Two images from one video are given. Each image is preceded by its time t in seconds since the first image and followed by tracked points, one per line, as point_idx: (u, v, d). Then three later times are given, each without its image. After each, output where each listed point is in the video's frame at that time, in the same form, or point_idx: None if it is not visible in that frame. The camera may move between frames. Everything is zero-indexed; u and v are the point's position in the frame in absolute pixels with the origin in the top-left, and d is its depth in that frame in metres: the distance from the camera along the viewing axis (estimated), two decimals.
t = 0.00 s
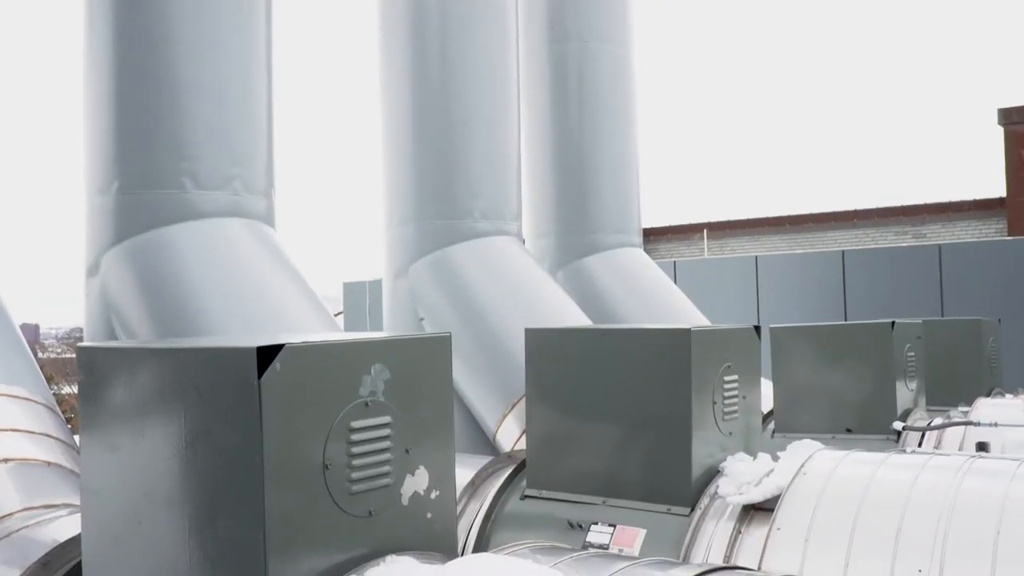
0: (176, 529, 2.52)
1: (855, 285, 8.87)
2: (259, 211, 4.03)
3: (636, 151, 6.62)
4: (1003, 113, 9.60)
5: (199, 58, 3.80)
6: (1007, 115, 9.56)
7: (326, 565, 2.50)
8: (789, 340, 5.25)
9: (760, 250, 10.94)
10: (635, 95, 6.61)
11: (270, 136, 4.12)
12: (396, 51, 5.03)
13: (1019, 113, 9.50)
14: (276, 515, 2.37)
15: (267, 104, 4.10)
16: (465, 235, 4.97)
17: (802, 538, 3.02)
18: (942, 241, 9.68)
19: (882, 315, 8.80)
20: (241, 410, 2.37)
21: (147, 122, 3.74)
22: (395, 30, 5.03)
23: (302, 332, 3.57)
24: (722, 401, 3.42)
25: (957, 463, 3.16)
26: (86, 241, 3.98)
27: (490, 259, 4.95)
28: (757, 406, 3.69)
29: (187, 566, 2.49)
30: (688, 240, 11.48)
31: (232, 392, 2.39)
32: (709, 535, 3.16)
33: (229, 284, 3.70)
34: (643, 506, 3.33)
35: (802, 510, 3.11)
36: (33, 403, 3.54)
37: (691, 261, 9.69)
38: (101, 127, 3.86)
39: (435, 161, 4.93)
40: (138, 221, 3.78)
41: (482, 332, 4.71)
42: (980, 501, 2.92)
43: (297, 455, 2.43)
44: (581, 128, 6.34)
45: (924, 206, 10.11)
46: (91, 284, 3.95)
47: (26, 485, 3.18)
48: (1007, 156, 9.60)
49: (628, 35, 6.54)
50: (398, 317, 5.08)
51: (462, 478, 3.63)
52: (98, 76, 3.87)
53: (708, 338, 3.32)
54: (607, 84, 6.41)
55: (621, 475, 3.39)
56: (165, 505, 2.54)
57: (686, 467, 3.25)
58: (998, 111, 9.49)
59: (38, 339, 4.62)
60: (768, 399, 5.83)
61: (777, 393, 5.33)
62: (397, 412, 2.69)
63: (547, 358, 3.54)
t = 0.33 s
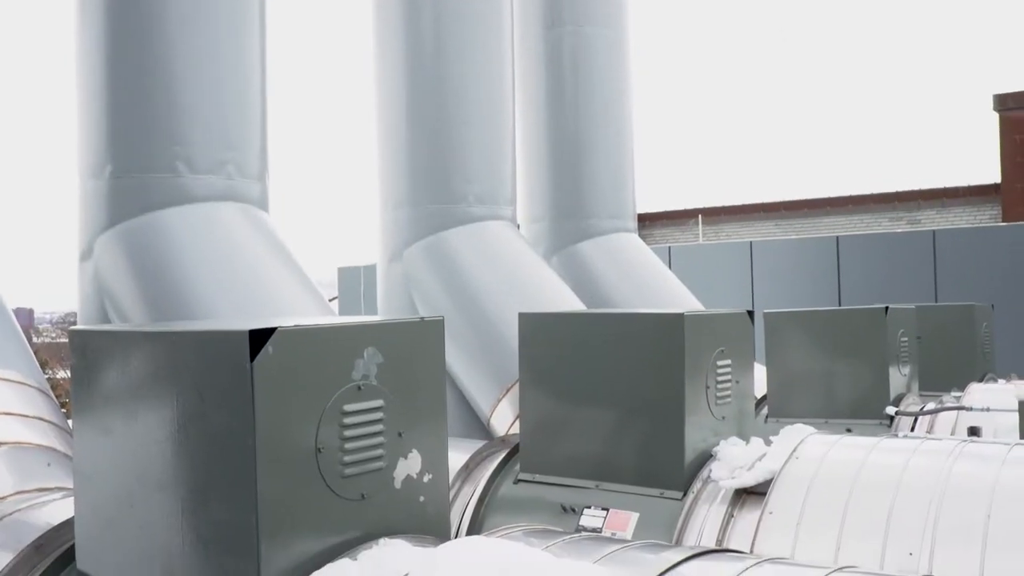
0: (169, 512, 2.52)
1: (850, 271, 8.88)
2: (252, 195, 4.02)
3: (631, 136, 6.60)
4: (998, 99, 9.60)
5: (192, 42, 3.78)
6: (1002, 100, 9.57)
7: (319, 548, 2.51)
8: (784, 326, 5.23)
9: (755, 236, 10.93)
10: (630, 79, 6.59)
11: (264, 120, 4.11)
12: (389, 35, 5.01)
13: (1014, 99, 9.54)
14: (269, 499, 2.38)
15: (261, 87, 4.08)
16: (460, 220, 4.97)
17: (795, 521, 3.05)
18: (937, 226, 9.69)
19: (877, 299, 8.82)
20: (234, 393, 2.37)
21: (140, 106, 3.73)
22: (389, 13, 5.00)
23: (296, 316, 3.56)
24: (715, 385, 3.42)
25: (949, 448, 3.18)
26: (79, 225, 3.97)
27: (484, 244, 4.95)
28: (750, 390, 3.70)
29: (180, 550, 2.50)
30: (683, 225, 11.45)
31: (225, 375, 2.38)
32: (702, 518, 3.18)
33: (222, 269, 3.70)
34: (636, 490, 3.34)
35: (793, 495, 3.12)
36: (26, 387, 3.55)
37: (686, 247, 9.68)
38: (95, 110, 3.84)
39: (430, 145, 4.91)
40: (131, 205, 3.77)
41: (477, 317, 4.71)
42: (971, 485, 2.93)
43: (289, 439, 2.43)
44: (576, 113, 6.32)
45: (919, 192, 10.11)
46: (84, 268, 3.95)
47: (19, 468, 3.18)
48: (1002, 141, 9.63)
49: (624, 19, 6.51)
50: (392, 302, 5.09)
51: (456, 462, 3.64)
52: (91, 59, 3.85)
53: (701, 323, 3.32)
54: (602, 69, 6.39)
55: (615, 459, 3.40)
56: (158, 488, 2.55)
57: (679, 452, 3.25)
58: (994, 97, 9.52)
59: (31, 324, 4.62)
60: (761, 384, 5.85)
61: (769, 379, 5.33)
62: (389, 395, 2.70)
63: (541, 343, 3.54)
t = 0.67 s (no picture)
0: (163, 498, 2.53)
1: (846, 256, 8.90)
2: (245, 181, 4.01)
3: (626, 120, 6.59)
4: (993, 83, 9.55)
5: (184, 27, 3.76)
6: (997, 85, 9.52)
7: (312, 533, 2.51)
8: (779, 311, 5.24)
9: (750, 222, 10.91)
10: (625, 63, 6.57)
11: (257, 105, 4.09)
12: (383, 19, 4.99)
13: (1009, 83, 9.48)
14: (262, 484, 2.38)
15: (255, 72, 4.06)
16: (454, 205, 4.96)
17: (788, 506, 3.06)
18: (932, 211, 9.69)
19: (872, 282, 8.84)
20: (227, 378, 2.37)
21: (132, 91, 3.71)
22: None
23: (291, 302, 3.56)
24: (709, 370, 3.42)
25: (941, 432, 3.19)
26: (72, 211, 3.96)
27: (479, 229, 4.94)
28: (744, 375, 3.71)
29: (175, 535, 2.50)
30: (678, 210, 11.41)
31: (217, 361, 2.38)
32: (696, 502, 3.18)
33: (217, 255, 3.70)
34: (630, 475, 3.35)
35: (787, 479, 3.13)
36: (21, 373, 3.55)
37: (681, 233, 9.68)
38: (87, 96, 3.82)
39: (423, 131, 4.90)
40: (124, 191, 3.76)
41: (471, 303, 4.71)
42: (963, 469, 2.94)
43: (282, 424, 2.43)
44: (570, 98, 6.31)
45: (914, 177, 10.12)
46: (77, 255, 3.94)
47: (15, 454, 3.19)
48: (997, 125, 9.63)
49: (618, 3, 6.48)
50: (387, 288, 5.09)
51: (450, 447, 3.64)
52: (83, 44, 3.84)
53: (694, 308, 3.32)
54: (597, 54, 6.36)
55: (609, 444, 3.40)
56: (152, 474, 2.55)
57: (673, 437, 3.26)
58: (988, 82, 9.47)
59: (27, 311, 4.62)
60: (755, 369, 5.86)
61: (764, 362, 5.30)
62: (383, 380, 2.70)
63: (535, 328, 3.54)
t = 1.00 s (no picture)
0: (157, 484, 2.53)
1: (842, 244, 8.90)
2: (241, 168, 4.00)
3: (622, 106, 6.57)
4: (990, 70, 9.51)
5: (179, 14, 3.74)
6: (993, 73, 9.48)
7: (307, 519, 2.52)
8: (776, 297, 5.24)
9: (747, 208, 10.90)
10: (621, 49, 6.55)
11: (253, 91, 4.08)
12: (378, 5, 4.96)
13: (1006, 70, 9.46)
14: (257, 471, 2.38)
15: (251, 58, 4.05)
16: (450, 192, 4.95)
17: (782, 492, 3.06)
18: (929, 198, 9.69)
19: (868, 269, 8.86)
20: (221, 364, 2.37)
21: (127, 78, 3.70)
22: None
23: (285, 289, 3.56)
24: (704, 356, 3.42)
25: (936, 418, 3.20)
26: (68, 198, 3.96)
27: (475, 216, 4.93)
28: (739, 361, 3.71)
29: (170, 522, 2.51)
30: (675, 197, 11.40)
31: (212, 347, 2.38)
32: (690, 489, 3.19)
33: (213, 242, 3.69)
34: (625, 461, 3.35)
35: (781, 465, 3.14)
36: (16, 360, 3.55)
37: (678, 220, 9.67)
38: (82, 82, 3.81)
39: (419, 117, 4.88)
40: (120, 178, 3.76)
41: (467, 290, 4.71)
42: (957, 456, 2.94)
43: (276, 410, 2.43)
44: (567, 84, 6.28)
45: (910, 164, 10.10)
46: (73, 242, 3.94)
47: (10, 440, 3.19)
48: (995, 112, 9.61)
49: None
50: (383, 276, 5.09)
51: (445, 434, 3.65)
52: (77, 31, 3.82)
53: (690, 295, 3.32)
54: (593, 40, 6.34)
55: (605, 431, 3.41)
56: (147, 460, 2.55)
57: (668, 423, 3.27)
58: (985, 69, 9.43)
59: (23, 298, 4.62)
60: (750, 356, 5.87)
61: (759, 349, 5.31)
62: (378, 366, 2.70)
63: (531, 315, 3.54)
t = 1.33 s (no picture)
0: (153, 474, 2.53)
1: (840, 233, 8.90)
2: (237, 157, 4.00)
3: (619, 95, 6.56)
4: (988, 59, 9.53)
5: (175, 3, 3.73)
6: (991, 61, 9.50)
7: (303, 508, 2.52)
8: (775, 290, 5.24)
9: (745, 198, 10.89)
10: (618, 37, 6.53)
11: (250, 80, 4.08)
12: None
13: (1004, 59, 9.44)
14: (252, 459, 2.38)
15: (247, 48, 4.04)
16: (447, 182, 4.95)
17: (777, 481, 3.06)
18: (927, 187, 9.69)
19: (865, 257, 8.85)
20: (215, 353, 2.37)
21: (123, 68, 3.69)
22: None
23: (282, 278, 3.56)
24: (700, 346, 3.42)
25: (931, 406, 3.22)
26: (64, 188, 3.95)
27: (472, 206, 4.93)
28: (734, 351, 3.71)
29: (166, 511, 2.51)
30: (673, 187, 11.39)
31: (207, 336, 2.38)
32: (687, 477, 3.18)
33: (210, 232, 3.70)
34: (622, 450, 3.36)
35: (777, 454, 3.14)
36: (11, 349, 3.55)
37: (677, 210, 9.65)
38: (77, 72, 3.80)
39: (416, 107, 4.88)
40: (116, 168, 3.76)
41: (464, 280, 4.71)
42: (952, 444, 2.96)
43: (271, 399, 2.43)
44: (564, 73, 6.27)
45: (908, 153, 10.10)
46: (69, 232, 3.93)
47: (6, 430, 3.20)
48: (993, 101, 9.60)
49: None
50: (379, 266, 5.08)
51: (441, 423, 3.65)
52: (73, 20, 3.81)
53: (685, 285, 3.32)
54: (591, 28, 6.32)
55: (601, 420, 3.41)
56: (143, 450, 2.56)
57: (664, 412, 3.27)
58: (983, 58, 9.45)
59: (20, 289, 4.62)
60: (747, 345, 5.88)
61: (756, 339, 5.31)
62: (373, 356, 2.70)
63: (528, 305, 3.54)
